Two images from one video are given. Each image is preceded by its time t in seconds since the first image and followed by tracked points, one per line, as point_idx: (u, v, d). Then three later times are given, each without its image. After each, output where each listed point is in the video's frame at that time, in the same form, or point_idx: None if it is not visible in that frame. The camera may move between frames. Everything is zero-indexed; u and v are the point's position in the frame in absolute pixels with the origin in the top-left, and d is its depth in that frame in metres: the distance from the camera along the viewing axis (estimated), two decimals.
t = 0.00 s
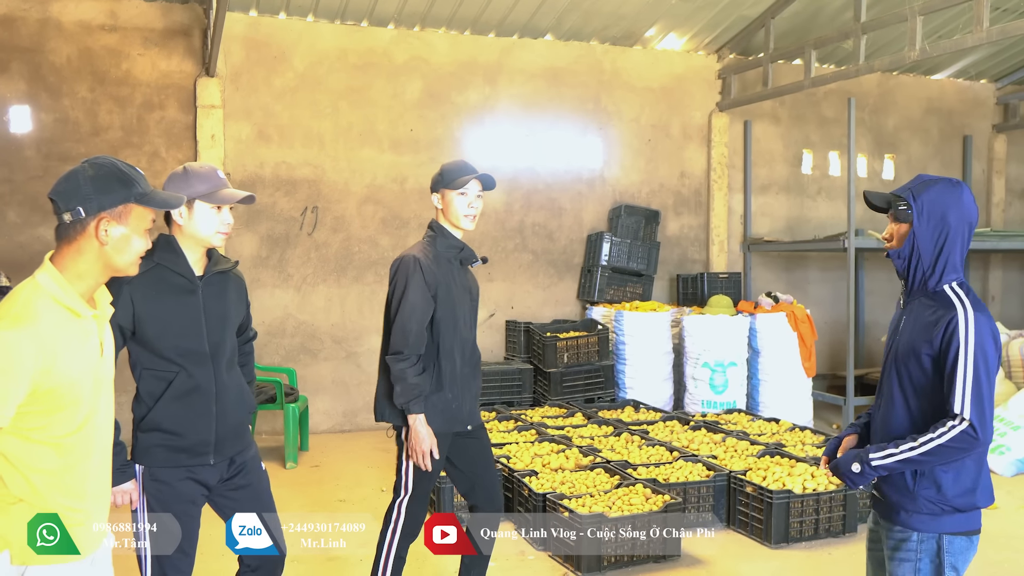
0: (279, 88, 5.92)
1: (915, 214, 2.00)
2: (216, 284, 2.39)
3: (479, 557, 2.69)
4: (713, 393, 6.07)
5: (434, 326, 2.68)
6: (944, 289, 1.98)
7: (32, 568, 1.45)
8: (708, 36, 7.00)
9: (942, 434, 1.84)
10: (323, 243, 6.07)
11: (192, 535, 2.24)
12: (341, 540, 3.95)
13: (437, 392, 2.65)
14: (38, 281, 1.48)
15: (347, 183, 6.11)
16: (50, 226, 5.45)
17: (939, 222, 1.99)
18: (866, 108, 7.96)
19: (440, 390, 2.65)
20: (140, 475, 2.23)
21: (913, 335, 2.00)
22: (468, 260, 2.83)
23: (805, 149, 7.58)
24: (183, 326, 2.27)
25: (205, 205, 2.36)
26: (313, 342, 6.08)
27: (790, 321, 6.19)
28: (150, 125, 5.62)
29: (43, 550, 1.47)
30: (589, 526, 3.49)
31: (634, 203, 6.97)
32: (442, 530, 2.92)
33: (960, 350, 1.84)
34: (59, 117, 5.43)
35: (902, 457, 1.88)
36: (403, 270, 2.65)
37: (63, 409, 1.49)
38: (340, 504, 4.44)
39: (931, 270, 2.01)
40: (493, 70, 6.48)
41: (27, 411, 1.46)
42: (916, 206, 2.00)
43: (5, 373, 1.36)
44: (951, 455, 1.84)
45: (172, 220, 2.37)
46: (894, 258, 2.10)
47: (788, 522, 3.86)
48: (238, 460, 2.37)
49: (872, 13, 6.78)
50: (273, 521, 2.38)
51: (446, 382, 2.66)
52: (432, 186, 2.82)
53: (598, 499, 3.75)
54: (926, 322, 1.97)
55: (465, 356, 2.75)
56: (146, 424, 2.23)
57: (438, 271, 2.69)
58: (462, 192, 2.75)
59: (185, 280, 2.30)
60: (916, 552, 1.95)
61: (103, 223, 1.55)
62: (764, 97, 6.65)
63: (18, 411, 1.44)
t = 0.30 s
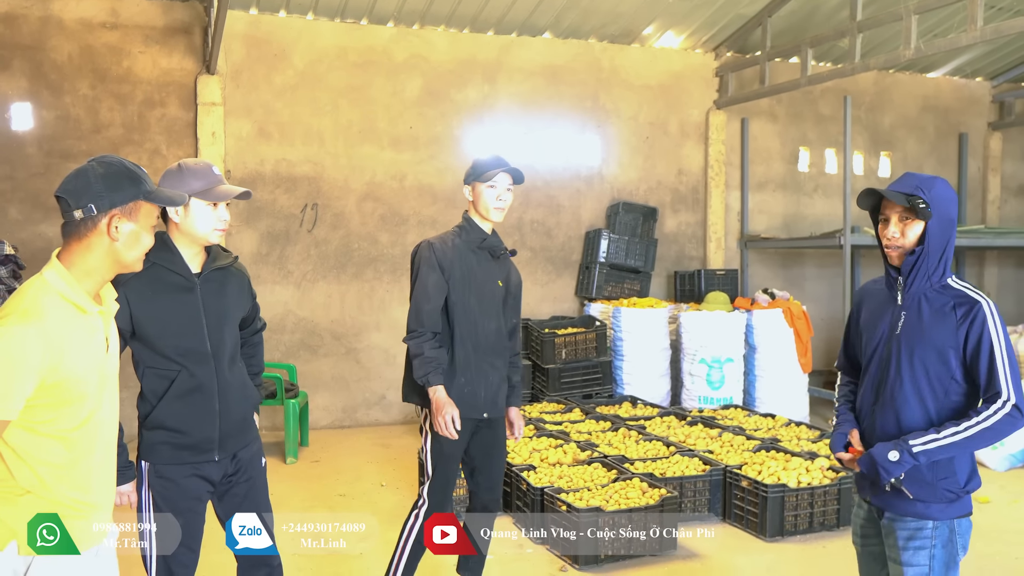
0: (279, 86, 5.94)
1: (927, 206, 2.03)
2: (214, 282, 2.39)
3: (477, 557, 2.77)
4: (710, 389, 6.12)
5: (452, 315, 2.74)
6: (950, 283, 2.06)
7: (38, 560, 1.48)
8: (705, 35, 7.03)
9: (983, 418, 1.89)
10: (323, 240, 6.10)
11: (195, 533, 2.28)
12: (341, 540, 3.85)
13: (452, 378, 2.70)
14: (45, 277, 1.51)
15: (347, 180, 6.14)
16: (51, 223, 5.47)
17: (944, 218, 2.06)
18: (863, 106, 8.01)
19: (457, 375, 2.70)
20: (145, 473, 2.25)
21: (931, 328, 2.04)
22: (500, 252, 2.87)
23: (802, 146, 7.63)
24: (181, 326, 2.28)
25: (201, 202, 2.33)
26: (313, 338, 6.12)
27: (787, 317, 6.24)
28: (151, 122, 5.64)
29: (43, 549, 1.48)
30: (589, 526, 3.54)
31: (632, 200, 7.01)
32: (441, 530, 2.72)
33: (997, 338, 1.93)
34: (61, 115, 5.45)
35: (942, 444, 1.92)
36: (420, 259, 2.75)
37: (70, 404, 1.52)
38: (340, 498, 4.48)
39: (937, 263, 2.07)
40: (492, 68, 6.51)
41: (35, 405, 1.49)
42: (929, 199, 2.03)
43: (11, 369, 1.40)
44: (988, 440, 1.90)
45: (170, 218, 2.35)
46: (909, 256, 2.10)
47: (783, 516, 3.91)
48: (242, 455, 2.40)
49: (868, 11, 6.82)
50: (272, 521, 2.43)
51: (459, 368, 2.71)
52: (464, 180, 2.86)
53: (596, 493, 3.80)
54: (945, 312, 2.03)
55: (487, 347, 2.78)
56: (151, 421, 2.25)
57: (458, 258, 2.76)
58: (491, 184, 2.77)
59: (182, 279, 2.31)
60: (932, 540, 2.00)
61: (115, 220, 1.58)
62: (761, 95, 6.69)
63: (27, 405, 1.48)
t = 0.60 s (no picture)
0: (277, 83, 5.97)
1: (921, 201, 2.12)
2: (229, 278, 2.41)
3: (476, 555, 2.83)
4: (706, 384, 6.16)
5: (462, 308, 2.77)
6: (941, 277, 2.16)
7: (44, 556, 1.52)
8: (701, 32, 7.07)
9: (988, 399, 2.05)
10: (321, 237, 6.13)
11: (204, 525, 2.31)
12: (341, 541, 3.80)
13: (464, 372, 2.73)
14: (51, 272, 1.53)
15: (345, 177, 6.17)
16: (50, 219, 5.49)
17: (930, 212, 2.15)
18: (858, 103, 8.05)
19: (469, 368, 2.74)
20: (158, 466, 2.28)
21: (935, 320, 2.11)
22: (515, 251, 2.86)
23: (797, 143, 7.67)
24: (198, 322, 2.31)
25: (217, 201, 2.37)
26: (311, 334, 6.15)
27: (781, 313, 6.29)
28: (150, 119, 5.66)
29: (43, 548, 1.52)
30: (588, 526, 3.60)
31: (628, 197, 7.06)
32: (440, 530, 2.74)
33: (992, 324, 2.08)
34: (60, 112, 5.47)
35: (962, 428, 2.03)
36: (431, 253, 2.81)
37: (77, 396, 1.54)
38: (339, 493, 4.52)
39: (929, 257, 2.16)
40: (489, 66, 6.54)
41: (42, 398, 1.51)
42: (922, 193, 2.12)
43: (19, 362, 1.42)
44: (987, 419, 2.07)
45: (186, 215, 2.38)
46: (916, 253, 2.15)
47: (776, 509, 3.96)
48: (254, 447, 2.43)
49: (863, 9, 6.86)
50: (274, 521, 2.43)
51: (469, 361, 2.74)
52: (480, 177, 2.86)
53: (592, 486, 3.83)
54: (943, 302, 2.12)
55: (499, 342, 2.79)
56: (166, 415, 2.29)
57: (469, 253, 2.79)
58: (500, 182, 2.75)
59: (199, 275, 2.34)
60: (942, 525, 2.09)
61: (120, 216, 1.61)
62: (756, 93, 6.73)
63: (34, 398, 1.50)
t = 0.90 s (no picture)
0: (275, 84, 5.98)
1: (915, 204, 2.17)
2: (261, 280, 2.43)
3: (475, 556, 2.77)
4: (701, 385, 6.20)
5: (468, 308, 2.79)
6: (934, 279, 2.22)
7: (50, 557, 1.52)
8: (696, 35, 7.11)
9: (981, 395, 2.12)
10: (318, 238, 6.14)
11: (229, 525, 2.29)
12: (340, 541, 3.84)
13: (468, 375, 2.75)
14: (62, 271, 1.56)
15: (342, 178, 6.18)
16: (48, 220, 5.50)
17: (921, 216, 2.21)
18: (851, 106, 8.10)
19: (473, 370, 2.75)
20: (188, 466, 2.26)
21: (934, 322, 2.16)
22: (522, 255, 2.89)
23: (791, 145, 7.73)
24: (231, 323, 2.32)
25: (250, 201, 2.37)
26: (308, 335, 6.16)
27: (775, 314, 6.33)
28: (147, 120, 5.67)
29: (43, 548, 1.51)
30: (590, 526, 3.64)
31: (624, 199, 7.10)
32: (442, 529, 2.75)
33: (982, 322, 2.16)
34: (58, 113, 5.48)
35: (965, 425, 2.09)
36: (441, 254, 2.82)
37: (85, 394, 1.56)
38: (336, 493, 4.54)
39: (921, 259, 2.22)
40: (485, 68, 6.57)
41: (51, 395, 1.52)
42: (916, 197, 2.17)
43: (31, 359, 1.44)
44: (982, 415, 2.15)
45: (219, 215, 2.40)
46: (913, 256, 2.20)
47: (771, 509, 4.00)
48: (282, 447, 2.43)
49: (856, 12, 6.91)
50: (274, 521, 2.40)
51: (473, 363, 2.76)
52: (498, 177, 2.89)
53: (588, 486, 3.87)
54: (938, 303, 2.17)
55: (503, 344, 2.83)
56: (197, 415, 2.27)
57: (477, 256, 2.80)
58: (506, 186, 2.77)
59: (233, 275, 2.36)
60: (940, 523, 2.15)
61: (121, 222, 1.63)
62: (750, 95, 6.77)
63: (44, 395, 1.51)
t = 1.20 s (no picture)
0: (265, 94, 5.99)
1: (906, 214, 2.22)
2: (286, 289, 2.45)
3: (478, 556, 2.70)
4: (689, 393, 6.23)
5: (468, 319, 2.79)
6: (924, 289, 2.26)
7: (55, 559, 1.52)
8: (683, 46, 7.18)
9: (969, 403, 2.16)
10: (307, 246, 6.14)
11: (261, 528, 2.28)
12: (341, 540, 3.93)
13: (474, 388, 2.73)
14: (58, 278, 1.55)
15: (331, 187, 6.19)
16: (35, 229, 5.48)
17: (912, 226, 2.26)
18: (836, 116, 8.20)
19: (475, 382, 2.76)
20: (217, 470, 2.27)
21: (926, 331, 2.20)
22: (515, 262, 2.93)
23: (777, 155, 7.81)
24: (257, 330, 2.33)
25: (265, 211, 2.38)
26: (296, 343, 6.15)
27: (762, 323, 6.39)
28: (137, 129, 5.67)
29: (44, 548, 1.51)
30: (590, 527, 3.66)
31: (612, 208, 7.14)
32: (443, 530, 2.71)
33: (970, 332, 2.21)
34: (47, 121, 5.46)
35: (955, 434, 2.13)
36: (439, 269, 2.81)
37: (87, 399, 1.55)
38: (327, 503, 4.52)
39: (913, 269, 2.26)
40: (474, 78, 6.61)
41: (53, 401, 1.51)
42: (909, 206, 2.22)
43: (30, 364, 1.43)
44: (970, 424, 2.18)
45: (242, 225, 2.43)
46: (906, 265, 2.24)
47: (760, 516, 4.03)
48: (303, 454, 2.44)
49: (841, 24, 7.01)
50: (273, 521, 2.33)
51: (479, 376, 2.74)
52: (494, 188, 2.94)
53: (579, 495, 3.88)
54: (929, 312, 2.21)
55: (503, 353, 2.83)
56: (222, 420, 2.28)
57: (474, 267, 2.81)
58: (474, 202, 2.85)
59: (260, 282, 2.37)
60: (931, 529, 2.18)
61: (114, 225, 1.61)
62: (737, 105, 6.84)
63: (46, 401, 1.50)
